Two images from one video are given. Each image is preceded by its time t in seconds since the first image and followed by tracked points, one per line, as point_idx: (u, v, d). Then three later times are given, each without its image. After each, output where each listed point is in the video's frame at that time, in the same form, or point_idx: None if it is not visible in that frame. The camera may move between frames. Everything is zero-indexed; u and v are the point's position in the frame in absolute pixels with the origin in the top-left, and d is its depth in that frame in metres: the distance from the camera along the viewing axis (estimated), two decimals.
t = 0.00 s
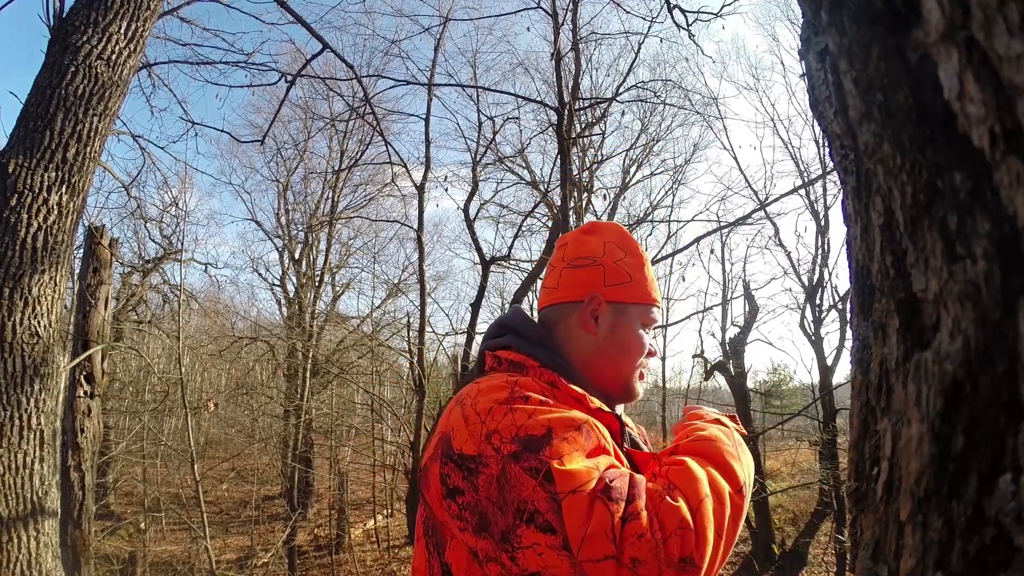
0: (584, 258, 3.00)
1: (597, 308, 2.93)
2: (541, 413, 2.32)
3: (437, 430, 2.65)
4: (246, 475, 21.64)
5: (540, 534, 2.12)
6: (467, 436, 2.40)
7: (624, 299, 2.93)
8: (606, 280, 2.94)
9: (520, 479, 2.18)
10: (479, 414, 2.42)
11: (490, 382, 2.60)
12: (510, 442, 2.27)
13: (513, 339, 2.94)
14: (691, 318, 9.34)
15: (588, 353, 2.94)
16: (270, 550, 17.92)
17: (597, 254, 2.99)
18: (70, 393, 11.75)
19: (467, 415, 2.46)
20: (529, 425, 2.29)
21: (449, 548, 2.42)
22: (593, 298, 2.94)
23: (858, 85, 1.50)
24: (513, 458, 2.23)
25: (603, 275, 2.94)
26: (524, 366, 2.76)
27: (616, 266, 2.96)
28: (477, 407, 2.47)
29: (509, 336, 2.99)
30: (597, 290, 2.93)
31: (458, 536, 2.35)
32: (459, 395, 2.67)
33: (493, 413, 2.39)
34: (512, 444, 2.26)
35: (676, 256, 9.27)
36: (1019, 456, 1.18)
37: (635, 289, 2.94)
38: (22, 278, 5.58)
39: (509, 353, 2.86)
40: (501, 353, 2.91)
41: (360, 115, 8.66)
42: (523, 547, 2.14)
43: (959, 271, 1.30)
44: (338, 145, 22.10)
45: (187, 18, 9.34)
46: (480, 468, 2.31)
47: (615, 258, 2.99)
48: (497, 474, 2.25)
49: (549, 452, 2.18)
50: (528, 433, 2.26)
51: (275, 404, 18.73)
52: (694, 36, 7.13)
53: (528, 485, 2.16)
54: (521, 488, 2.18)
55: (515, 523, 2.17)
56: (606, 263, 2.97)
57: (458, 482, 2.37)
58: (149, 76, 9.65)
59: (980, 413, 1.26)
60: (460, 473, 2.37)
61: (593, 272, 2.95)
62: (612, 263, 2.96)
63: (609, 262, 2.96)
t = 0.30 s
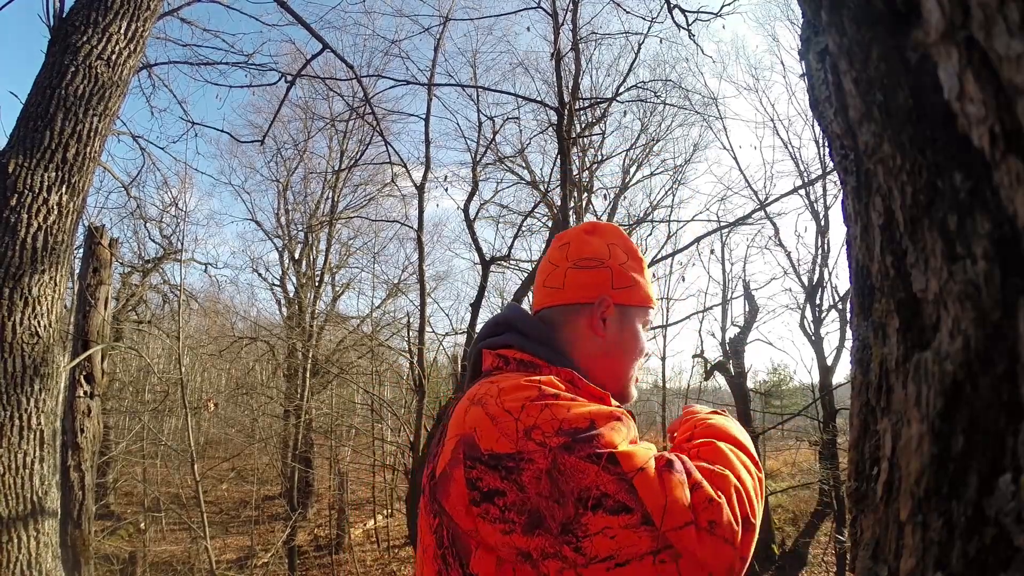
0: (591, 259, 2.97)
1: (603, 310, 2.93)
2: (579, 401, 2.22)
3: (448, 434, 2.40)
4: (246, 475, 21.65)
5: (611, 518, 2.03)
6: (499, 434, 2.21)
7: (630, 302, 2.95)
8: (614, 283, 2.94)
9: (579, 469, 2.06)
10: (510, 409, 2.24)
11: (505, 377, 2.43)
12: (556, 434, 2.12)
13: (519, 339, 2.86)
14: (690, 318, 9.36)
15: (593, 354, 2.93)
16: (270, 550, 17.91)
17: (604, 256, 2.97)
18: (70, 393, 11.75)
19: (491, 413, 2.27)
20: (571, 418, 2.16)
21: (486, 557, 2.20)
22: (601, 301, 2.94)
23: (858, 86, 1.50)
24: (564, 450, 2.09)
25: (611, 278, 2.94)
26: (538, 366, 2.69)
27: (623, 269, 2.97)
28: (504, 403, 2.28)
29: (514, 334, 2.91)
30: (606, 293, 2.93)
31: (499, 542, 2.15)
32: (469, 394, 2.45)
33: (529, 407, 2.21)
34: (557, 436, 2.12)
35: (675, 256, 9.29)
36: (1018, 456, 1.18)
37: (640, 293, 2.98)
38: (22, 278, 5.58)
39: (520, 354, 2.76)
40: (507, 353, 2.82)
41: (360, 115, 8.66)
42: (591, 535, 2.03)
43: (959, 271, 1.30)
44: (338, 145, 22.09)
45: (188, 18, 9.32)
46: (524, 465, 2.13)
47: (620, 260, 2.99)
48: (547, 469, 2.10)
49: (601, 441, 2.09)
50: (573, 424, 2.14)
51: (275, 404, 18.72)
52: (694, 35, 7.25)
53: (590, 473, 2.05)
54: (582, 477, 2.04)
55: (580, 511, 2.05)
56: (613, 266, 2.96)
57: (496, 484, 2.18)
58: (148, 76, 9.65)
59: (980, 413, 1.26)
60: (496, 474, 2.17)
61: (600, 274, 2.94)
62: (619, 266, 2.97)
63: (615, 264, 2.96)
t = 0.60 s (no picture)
0: (619, 256, 2.83)
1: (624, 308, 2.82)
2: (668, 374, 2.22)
3: (541, 443, 2.20)
4: (246, 475, 21.66)
5: (740, 466, 2.08)
6: (615, 426, 2.11)
7: (649, 304, 2.86)
8: (637, 282, 2.84)
9: (708, 435, 2.08)
10: (617, 397, 2.16)
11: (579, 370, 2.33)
12: (671, 412, 2.11)
13: (556, 333, 2.64)
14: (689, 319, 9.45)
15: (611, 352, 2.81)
16: (269, 550, 17.91)
17: (630, 254, 2.84)
18: (70, 393, 11.75)
19: (592, 405, 2.16)
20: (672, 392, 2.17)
21: (616, 552, 2.11)
22: (625, 299, 2.82)
23: (858, 86, 1.50)
24: (688, 424, 2.09)
25: (636, 277, 2.83)
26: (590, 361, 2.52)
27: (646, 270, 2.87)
28: (605, 393, 2.18)
29: (546, 326, 2.68)
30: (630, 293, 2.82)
31: (636, 533, 2.06)
32: (548, 394, 2.26)
33: (634, 394, 2.15)
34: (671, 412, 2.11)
35: (674, 257, 9.29)
36: (1018, 456, 1.18)
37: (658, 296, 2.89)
38: (22, 278, 5.58)
39: (560, 348, 2.56)
40: (550, 348, 2.58)
41: (360, 115, 8.65)
42: (725, 486, 2.08)
43: (959, 271, 1.30)
44: (338, 145, 22.08)
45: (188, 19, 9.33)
46: (654, 449, 2.07)
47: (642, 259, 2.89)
48: (676, 445, 2.07)
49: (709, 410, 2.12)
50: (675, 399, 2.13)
51: (275, 404, 18.70)
52: (694, 36, 7.03)
53: (717, 435, 2.08)
54: (711, 442, 2.08)
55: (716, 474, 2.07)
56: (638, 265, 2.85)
57: (626, 475, 2.08)
58: (149, 76, 9.66)
59: (980, 412, 1.26)
60: (622, 468, 2.08)
61: (628, 272, 2.82)
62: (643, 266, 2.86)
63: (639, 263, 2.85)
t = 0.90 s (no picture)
0: (611, 251, 2.87)
1: (621, 303, 2.83)
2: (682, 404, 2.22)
3: (542, 450, 2.20)
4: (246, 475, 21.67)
5: (740, 512, 2.09)
6: (621, 446, 2.12)
7: (649, 296, 2.86)
8: (634, 275, 2.85)
9: (716, 472, 2.07)
10: (628, 417, 2.15)
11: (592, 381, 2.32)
12: (681, 442, 2.10)
13: (562, 334, 2.64)
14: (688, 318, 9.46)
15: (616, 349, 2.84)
16: (269, 550, 17.89)
17: (622, 247, 2.87)
18: (70, 393, 11.75)
19: (602, 422, 2.17)
20: (683, 420, 2.17)
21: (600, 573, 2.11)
22: (622, 294, 2.84)
23: (857, 86, 1.50)
24: (697, 456, 2.08)
25: (629, 269, 2.85)
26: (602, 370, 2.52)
27: (642, 261, 2.89)
28: (616, 411, 2.18)
29: (552, 327, 2.68)
30: (624, 285, 2.84)
31: (621, 559, 2.07)
32: (559, 403, 2.26)
33: (646, 416, 2.15)
34: (682, 441, 2.10)
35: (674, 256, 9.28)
36: (1019, 456, 1.18)
37: (657, 287, 2.88)
38: (23, 279, 5.58)
39: (571, 353, 2.55)
40: (561, 351, 2.56)
41: (360, 115, 8.65)
42: (721, 530, 2.08)
43: (959, 271, 1.30)
44: (338, 145, 22.08)
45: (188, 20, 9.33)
46: (656, 476, 2.08)
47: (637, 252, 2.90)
48: (680, 477, 2.07)
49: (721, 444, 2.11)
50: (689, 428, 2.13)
51: (275, 404, 18.68)
52: (695, 35, 7.40)
53: (725, 473, 2.07)
54: (716, 482, 2.07)
55: (715, 514, 2.07)
56: (632, 258, 2.88)
57: (624, 500, 2.08)
58: (149, 77, 9.65)
59: (980, 412, 1.26)
60: (620, 489, 2.09)
61: (619, 265, 2.85)
62: (638, 258, 2.88)
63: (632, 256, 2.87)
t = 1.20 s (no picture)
0: (601, 250, 2.87)
1: (615, 301, 2.84)
2: (649, 446, 2.06)
3: (495, 444, 2.25)
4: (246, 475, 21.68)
5: None
6: (559, 462, 2.08)
7: (641, 291, 2.87)
8: (624, 273, 2.85)
9: (640, 524, 1.92)
10: (574, 437, 2.08)
11: (568, 392, 2.24)
12: (621, 480, 1.98)
13: (555, 336, 2.62)
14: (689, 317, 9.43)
15: (614, 347, 2.85)
16: (269, 550, 17.88)
17: (611, 245, 2.88)
18: (70, 393, 11.75)
19: (549, 435, 2.13)
20: (642, 459, 2.01)
21: None
22: (615, 293, 2.84)
23: (858, 86, 1.50)
24: (629, 500, 1.94)
25: (619, 266, 2.85)
26: (587, 379, 2.48)
27: (632, 257, 2.89)
28: (567, 427, 2.12)
29: (550, 330, 2.67)
30: (615, 283, 2.84)
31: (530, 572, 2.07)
32: (524, 405, 2.27)
33: (595, 440, 2.06)
34: (623, 480, 1.98)
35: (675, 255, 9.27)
36: (1018, 456, 1.19)
37: (650, 282, 2.89)
38: (23, 279, 5.58)
39: (561, 356, 2.52)
40: (550, 353, 2.55)
41: (360, 115, 8.64)
42: None
43: (959, 271, 1.30)
44: (338, 145, 22.07)
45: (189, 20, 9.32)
46: (579, 504, 2.01)
47: (628, 249, 2.90)
48: (602, 514, 1.97)
49: (667, 496, 1.93)
50: (641, 470, 1.99)
51: (275, 404, 18.67)
52: (695, 36, 7.11)
53: (652, 530, 1.91)
54: (638, 534, 1.92)
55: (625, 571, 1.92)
56: (621, 255, 2.88)
57: (544, 517, 2.06)
58: (149, 77, 9.64)
59: (980, 412, 1.26)
60: (542, 504, 2.07)
61: (609, 264, 2.85)
62: (627, 254, 2.88)
63: (622, 253, 2.87)
